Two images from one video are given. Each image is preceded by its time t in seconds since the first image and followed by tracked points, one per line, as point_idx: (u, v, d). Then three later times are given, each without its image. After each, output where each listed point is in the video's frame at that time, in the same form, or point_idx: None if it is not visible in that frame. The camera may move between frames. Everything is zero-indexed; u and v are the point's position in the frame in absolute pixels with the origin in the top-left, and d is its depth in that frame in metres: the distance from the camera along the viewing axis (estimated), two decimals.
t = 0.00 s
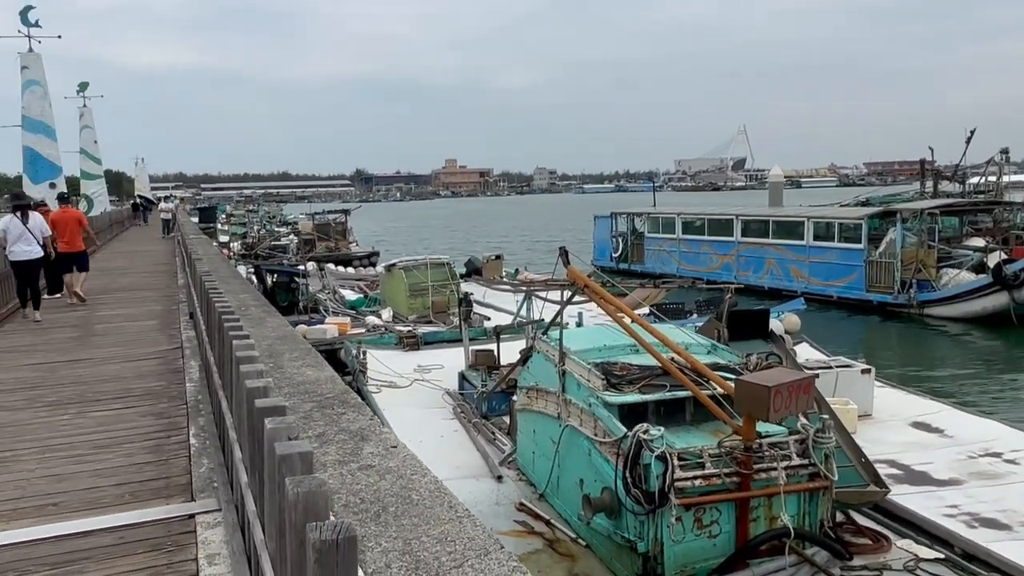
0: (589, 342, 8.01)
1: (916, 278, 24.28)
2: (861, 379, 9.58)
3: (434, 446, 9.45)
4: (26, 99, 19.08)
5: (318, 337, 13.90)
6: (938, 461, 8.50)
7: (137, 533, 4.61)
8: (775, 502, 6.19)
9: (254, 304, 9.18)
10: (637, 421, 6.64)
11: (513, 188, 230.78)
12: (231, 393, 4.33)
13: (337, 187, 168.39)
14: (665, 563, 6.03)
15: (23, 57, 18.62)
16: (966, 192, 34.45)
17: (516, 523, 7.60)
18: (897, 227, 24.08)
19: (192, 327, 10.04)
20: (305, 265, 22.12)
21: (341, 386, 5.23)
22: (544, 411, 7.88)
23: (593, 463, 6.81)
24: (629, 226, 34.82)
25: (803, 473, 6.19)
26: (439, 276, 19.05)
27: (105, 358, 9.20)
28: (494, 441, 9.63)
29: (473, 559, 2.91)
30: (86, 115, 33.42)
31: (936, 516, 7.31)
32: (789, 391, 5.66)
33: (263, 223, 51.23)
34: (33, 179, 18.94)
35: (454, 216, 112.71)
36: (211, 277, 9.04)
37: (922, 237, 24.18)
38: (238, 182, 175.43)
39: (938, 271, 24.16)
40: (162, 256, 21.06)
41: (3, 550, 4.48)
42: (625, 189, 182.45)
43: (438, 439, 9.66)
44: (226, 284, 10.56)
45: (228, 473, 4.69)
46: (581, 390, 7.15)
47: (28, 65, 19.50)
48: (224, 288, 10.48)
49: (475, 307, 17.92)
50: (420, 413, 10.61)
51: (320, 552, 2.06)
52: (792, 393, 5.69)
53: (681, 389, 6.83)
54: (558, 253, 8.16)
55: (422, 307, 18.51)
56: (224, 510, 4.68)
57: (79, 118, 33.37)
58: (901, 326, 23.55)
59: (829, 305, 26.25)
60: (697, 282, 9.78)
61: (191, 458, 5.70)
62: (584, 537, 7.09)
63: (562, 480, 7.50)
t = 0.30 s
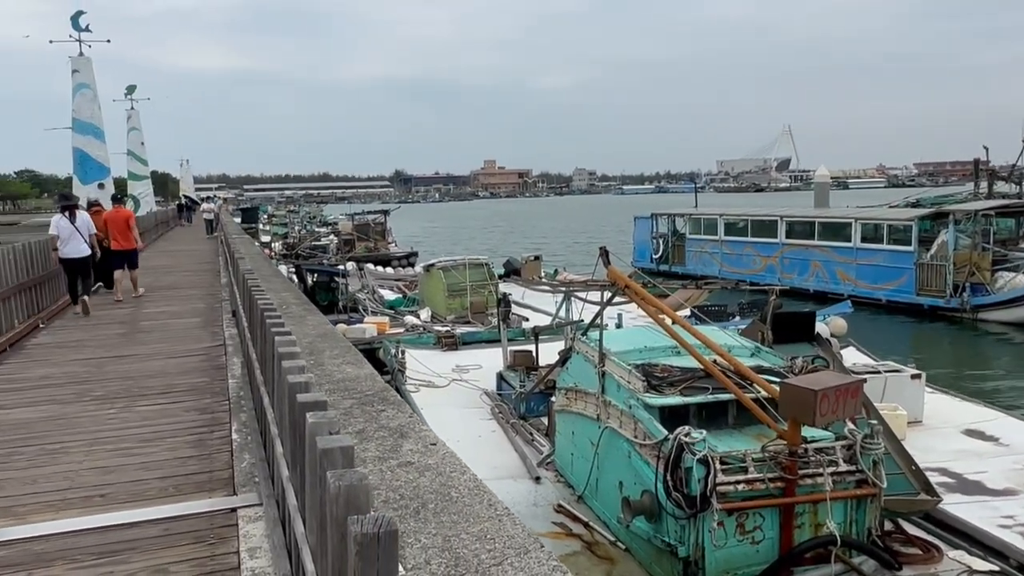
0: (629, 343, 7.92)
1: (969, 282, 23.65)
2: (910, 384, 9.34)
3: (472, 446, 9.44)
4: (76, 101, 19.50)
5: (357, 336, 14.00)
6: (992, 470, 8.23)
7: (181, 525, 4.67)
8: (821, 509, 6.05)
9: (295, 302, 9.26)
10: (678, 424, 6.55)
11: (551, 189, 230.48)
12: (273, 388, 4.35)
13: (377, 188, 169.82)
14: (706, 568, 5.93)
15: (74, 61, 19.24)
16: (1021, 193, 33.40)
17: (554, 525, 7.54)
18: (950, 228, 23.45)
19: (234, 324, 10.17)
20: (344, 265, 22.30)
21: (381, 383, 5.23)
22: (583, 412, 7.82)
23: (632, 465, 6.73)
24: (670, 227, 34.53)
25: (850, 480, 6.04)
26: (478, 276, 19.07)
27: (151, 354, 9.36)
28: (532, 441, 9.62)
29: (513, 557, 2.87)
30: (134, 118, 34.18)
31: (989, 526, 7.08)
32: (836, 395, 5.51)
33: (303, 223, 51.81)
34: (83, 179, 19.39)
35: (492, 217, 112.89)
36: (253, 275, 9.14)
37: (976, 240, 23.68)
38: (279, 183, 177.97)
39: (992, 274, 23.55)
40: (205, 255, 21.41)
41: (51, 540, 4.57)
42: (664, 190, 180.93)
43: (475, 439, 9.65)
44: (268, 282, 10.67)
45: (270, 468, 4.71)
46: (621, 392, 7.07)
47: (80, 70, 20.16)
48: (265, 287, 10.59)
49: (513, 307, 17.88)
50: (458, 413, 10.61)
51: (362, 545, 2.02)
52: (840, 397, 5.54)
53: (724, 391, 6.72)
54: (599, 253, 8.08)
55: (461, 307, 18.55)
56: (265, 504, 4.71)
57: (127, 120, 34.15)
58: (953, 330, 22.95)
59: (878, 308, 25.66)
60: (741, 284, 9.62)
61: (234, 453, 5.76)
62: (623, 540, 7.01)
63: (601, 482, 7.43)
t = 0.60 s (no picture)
0: (668, 343, 7.83)
1: (1020, 281, 23.02)
2: (958, 386, 9.10)
3: (507, 446, 9.42)
4: (120, 106, 20.03)
5: (393, 336, 14.07)
6: None
7: (220, 520, 4.71)
8: (865, 514, 5.90)
9: (333, 301, 9.32)
10: (717, 425, 6.46)
11: (586, 189, 229.72)
12: (311, 386, 4.35)
13: (412, 189, 170.87)
14: (746, 572, 5.82)
15: (118, 66, 19.71)
16: None
17: (591, 526, 7.48)
18: (1000, 226, 22.83)
19: (273, 323, 10.26)
20: (381, 265, 22.43)
21: (417, 381, 5.22)
22: (620, 413, 7.75)
23: (671, 467, 6.64)
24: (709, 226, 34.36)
25: (896, 483, 5.89)
26: (513, 276, 19.07)
27: (192, 353, 9.49)
28: (568, 442, 9.61)
29: (550, 556, 2.82)
30: (175, 120, 34.81)
31: None
32: (882, 397, 5.37)
33: (340, 224, 52.28)
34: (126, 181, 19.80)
35: (528, 217, 112.91)
36: (291, 275, 9.22)
37: None
38: (316, 185, 179.98)
39: None
40: (244, 256, 21.71)
41: (95, 533, 4.64)
42: (701, 190, 179.24)
43: (511, 439, 9.63)
44: (305, 282, 10.75)
45: (307, 464, 4.73)
46: (658, 392, 6.98)
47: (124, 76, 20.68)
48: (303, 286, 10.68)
49: (549, 307, 17.83)
50: (494, 413, 10.59)
51: (400, 541, 1.99)
52: (886, 399, 5.39)
53: (764, 392, 6.61)
54: (636, 252, 7.98)
55: (496, 307, 18.55)
56: (303, 500, 4.73)
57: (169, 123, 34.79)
58: (1003, 331, 22.34)
59: (925, 309, 25.09)
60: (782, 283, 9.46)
61: (272, 450, 5.80)
62: (661, 542, 6.92)
63: (638, 483, 7.35)
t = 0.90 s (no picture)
0: (703, 344, 7.73)
1: None
2: (1004, 390, 8.87)
3: (539, 446, 9.38)
4: (157, 108, 20.20)
5: (425, 335, 14.10)
6: None
7: (256, 517, 4.74)
8: (907, 519, 5.77)
9: (366, 300, 9.34)
10: (754, 427, 6.36)
11: (617, 189, 228.64)
12: (346, 384, 4.34)
13: (443, 189, 171.52)
14: None
15: (155, 68, 19.91)
16: None
17: (624, 527, 7.41)
18: None
19: (306, 322, 10.33)
20: (413, 265, 22.50)
21: (450, 381, 5.18)
22: (654, 414, 7.67)
23: (706, 469, 6.55)
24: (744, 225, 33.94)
25: (940, 488, 5.75)
26: (544, 276, 19.04)
27: (227, 351, 9.60)
28: (600, 443, 9.53)
29: (586, 556, 2.77)
30: (210, 122, 35.30)
31: None
32: (926, 400, 5.23)
33: (372, 224, 52.64)
34: (163, 182, 20.11)
35: (559, 217, 112.74)
36: (325, 274, 9.27)
37: None
38: (348, 185, 181.59)
39: None
40: (278, 255, 21.94)
41: (134, 528, 4.69)
42: (734, 189, 177.42)
43: (543, 439, 9.58)
44: (338, 281, 10.81)
45: (341, 462, 4.72)
46: (693, 394, 6.90)
47: (160, 77, 20.84)
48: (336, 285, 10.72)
49: (581, 307, 17.73)
50: (525, 414, 10.56)
51: (437, 539, 1.96)
52: (930, 401, 5.25)
53: (802, 394, 6.50)
54: (670, 252, 7.89)
55: (528, 307, 18.51)
56: (337, 498, 4.73)
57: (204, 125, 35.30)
58: None
59: (968, 310, 24.53)
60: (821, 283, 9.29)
61: (306, 448, 5.83)
62: (696, 545, 6.83)
63: (672, 485, 7.26)
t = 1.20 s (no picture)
0: (735, 346, 7.64)
1: None
2: None
3: (567, 447, 9.33)
4: (188, 109, 20.47)
5: (453, 335, 14.12)
6: None
7: (287, 516, 4.75)
8: (947, 526, 5.65)
9: (395, 301, 9.34)
10: (788, 430, 6.28)
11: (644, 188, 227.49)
12: (378, 384, 4.33)
13: (470, 189, 171.84)
14: None
15: (187, 70, 20.16)
16: None
17: (654, 530, 7.34)
18: None
19: (335, 322, 10.36)
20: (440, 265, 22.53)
21: (481, 382, 5.13)
22: (685, 416, 7.59)
23: (738, 472, 6.46)
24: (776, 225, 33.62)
25: (981, 495, 5.63)
26: (572, 276, 18.99)
27: (257, 350, 9.67)
28: (630, 445, 9.46)
29: (623, 562, 2.72)
30: (241, 123, 35.71)
31: None
32: (967, 405, 5.10)
33: (400, 224, 52.87)
34: (194, 182, 20.36)
35: (587, 217, 112.44)
36: (354, 274, 9.30)
37: None
38: (376, 185, 182.61)
39: None
40: (308, 255, 22.09)
41: (167, 525, 4.73)
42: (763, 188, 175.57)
43: (572, 440, 9.52)
44: (367, 281, 10.84)
45: (372, 462, 4.71)
46: (725, 396, 6.82)
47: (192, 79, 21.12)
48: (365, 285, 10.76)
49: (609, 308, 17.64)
50: (553, 414, 10.52)
51: (475, 544, 1.93)
52: (971, 407, 5.12)
53: (838, 397, 6.40)
54: (703, 252, 7.80)
55: (555, 307, 18.46)
56: (368, 498, 4.72)
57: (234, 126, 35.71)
58: None
59: (1007, 312, 23.99)
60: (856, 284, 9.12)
61: (337, 447, 5.84)
62: (728, 549, 6.74)
63: (703, 488, 7.18)
